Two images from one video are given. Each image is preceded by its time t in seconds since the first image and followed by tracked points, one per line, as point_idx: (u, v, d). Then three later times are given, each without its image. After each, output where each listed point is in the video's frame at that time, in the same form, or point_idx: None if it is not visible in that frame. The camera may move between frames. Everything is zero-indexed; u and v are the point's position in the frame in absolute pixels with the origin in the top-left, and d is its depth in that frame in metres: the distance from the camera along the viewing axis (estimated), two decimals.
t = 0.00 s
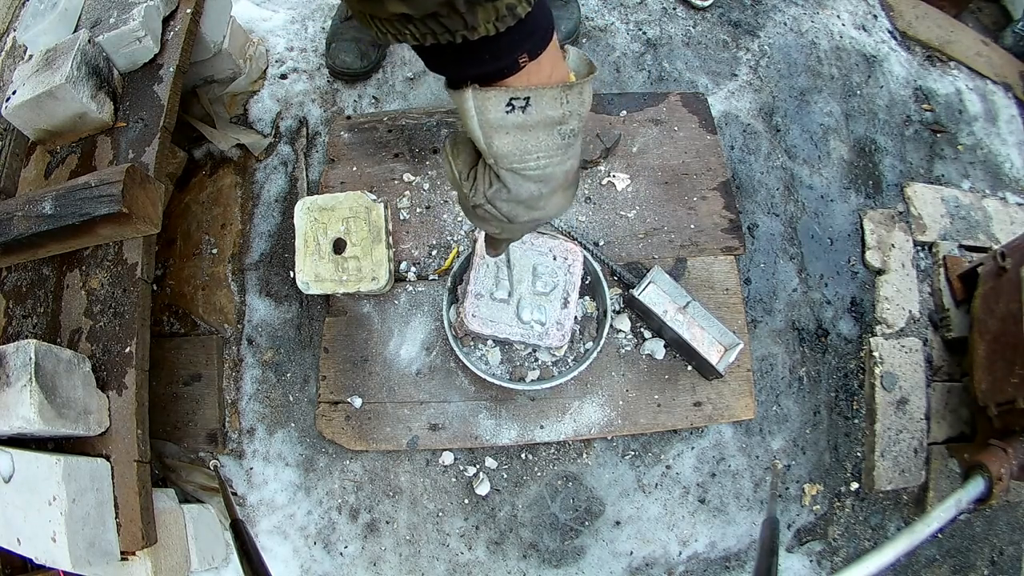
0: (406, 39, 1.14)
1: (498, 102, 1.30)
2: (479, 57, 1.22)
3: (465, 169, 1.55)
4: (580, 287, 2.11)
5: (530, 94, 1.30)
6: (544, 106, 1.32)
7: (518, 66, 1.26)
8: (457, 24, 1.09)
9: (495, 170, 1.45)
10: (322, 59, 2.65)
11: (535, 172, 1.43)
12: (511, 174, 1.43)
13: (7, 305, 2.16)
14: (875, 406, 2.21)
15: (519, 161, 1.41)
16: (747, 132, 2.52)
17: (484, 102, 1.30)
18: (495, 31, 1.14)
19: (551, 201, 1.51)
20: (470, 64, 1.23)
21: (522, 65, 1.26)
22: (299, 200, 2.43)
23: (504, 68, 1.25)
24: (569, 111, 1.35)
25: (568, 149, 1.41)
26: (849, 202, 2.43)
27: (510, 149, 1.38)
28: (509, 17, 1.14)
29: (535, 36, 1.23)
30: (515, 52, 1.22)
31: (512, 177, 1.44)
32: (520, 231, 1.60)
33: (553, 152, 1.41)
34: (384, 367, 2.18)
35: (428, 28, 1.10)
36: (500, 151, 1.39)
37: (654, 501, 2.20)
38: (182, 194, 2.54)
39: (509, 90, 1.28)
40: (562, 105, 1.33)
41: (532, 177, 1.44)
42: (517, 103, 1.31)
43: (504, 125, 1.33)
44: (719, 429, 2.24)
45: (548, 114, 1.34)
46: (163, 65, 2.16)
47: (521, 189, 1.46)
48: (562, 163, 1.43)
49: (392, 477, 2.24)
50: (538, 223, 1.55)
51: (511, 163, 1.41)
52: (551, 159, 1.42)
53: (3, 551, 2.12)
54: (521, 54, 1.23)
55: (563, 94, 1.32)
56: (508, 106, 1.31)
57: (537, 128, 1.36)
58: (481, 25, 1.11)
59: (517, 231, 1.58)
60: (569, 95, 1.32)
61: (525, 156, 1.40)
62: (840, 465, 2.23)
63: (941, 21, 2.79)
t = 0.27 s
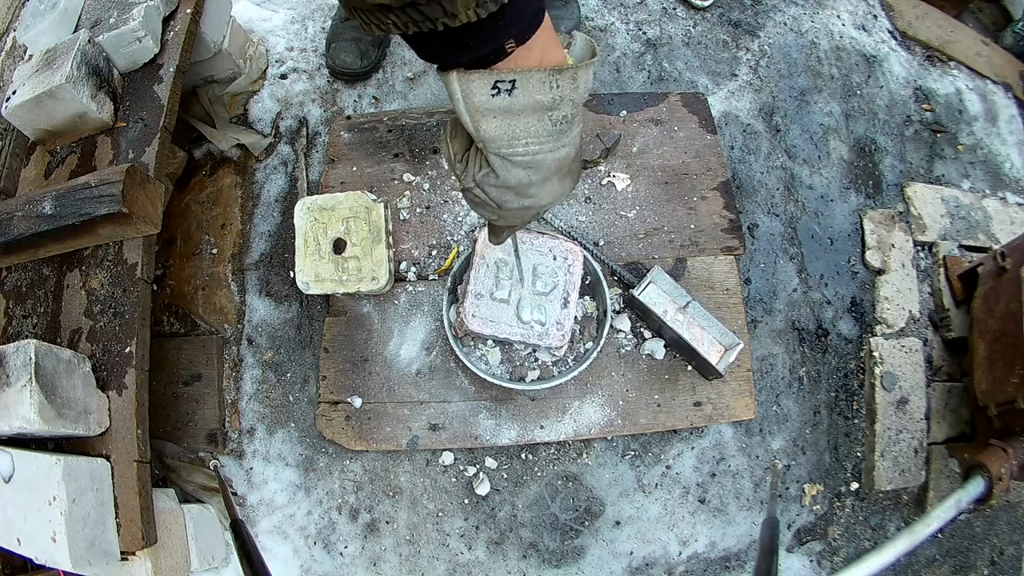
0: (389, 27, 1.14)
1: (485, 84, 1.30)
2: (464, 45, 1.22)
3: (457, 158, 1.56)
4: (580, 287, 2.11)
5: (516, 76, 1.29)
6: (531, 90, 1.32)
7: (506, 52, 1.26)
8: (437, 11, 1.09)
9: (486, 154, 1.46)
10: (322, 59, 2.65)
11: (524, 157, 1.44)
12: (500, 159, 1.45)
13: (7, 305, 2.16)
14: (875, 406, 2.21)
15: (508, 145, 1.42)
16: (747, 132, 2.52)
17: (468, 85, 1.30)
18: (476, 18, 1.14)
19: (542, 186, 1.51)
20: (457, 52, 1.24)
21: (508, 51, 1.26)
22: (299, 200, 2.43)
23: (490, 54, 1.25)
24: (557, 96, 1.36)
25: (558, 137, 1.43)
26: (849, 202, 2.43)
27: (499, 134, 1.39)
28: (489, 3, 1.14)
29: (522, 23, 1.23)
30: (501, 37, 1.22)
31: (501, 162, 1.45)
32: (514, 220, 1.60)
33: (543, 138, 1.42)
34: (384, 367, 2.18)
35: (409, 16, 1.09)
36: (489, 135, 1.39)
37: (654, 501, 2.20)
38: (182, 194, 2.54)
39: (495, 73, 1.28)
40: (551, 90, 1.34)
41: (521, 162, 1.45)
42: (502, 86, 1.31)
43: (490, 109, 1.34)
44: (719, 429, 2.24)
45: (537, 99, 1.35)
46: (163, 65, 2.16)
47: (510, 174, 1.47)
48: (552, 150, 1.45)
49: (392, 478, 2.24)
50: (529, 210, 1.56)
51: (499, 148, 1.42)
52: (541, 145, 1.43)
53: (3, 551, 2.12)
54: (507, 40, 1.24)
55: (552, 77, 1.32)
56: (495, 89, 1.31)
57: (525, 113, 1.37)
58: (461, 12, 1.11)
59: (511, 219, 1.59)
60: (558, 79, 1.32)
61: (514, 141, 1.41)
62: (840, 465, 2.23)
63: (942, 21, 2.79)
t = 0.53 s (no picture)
0: (387, 30, 1.14)
1: (481, 83, 1.30)
2: (461, 48, 1.23)
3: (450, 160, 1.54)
4: (580, 287, 2.11)
5: (511, 75, 1.30)
6: (526, 87, 1.33)
7: (501, 53, 1.28)
8: (435, 16, 1.10)
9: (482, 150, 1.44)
10: (322, 59, 2.65)
11: (520, 153, 1.42)
12: (496, 155, 1.43)
13: (7, 305, 2.16)
14: (875, 406, 2.21)
15: (504, 141, 1.40)
16: (747, 132, 2.52)
17: (465, 85, 1.30)
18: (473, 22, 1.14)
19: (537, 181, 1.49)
20: (453, 55, 1.25)
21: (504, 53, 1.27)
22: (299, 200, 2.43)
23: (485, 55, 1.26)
24: (552, 93, 1.36)
25: (553, 133, 1.42)
26: (849, 202, 2.43)
27: (495, 130, 1.38)
28: (487, 8, 1.13)
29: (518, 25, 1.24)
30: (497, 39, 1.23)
31: (497, 158, 1.43)
32: (509, 218, 1.58)
33: (538, 134, 1.41)
34: (384, 367, 2.18)
35: (408, 21, 1.10)
36: (484, 132, 1.38)
37: (654, 501, 2.20)
38: (182, 194, 2.54)
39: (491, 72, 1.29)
40: (545, 87, 1.34)
41: (517, 159, 1.43)
42: (498, 84, 1.31)
43: (486, 107, 1.34)
44: (719, 429, 2.24)
45: (531, 96, 1.35)
46: (163, 65, 2.16)
47: (506, 169, 1.44)
48: (548, 145, 1.44)
49: (392, 477, 2.24)
50: (524, 206, 1.54)
51: (495, 144, 1.40)
52: (537, 141, 1.42)
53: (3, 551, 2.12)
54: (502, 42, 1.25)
55: (546, 74, 1.32)
56: (490, 87, 1.31)
57: (520, 110, 1.36)
58: (459, 17, 1.11)
59: (507, 215, 1.56)
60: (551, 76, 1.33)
61: (510, 137, 1.40)
62: (840, 465, 2.23)
63: (942, 21, 2.79)
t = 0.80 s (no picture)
0: (387, 31, 1.16)
1: (485, 89, 1.28)
2: (463, 52, 1.22)
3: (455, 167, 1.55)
4: (580, 287, 2.11)
5: (517, 83, 1.27)
6: (533, 98, 1.29)
7: (506, 59, 1.26)
8: (431, 17, 1.10)
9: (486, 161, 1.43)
10: (322, 59, 2.65)
11: (522, 167, 1.41)
12: (498, 167, 1.42)
13: (7, 305, 2.16)
14: (875, 406, 2.21)
15: (507, 154, 1.38)
16: (747, 132, 2.52)
17: (469, 89, 1.28)
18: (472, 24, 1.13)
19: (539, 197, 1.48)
20: (456, 60, 1.24)
21: (509, 59, 1.26)
22: (299, 200, 2.43)
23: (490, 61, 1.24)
24: (560, 107, 1.32)
25: (560, 149, 1.39)
26: (849, 202, 2.43)
27: (498, 141, 1.36)
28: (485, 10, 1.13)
29: (521, 29, 1.22)
30: (499, 44, 1.22)
31: (498, 170, 1.42)
32: (509, 232, 1.57)
33: (543, 149, 1.39)
34: (384, 367, 2.18)
35: (405, 23, 1.10)
36: (487, 142, 1.36)
37: (654, 501, 2.20)
38: (182, 194, 2.54)
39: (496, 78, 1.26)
40: (554, 100, 1.30)
41: (519, 172, 1.41)
42: (504, 91, 1.29)
43: (491, 115, 1.31)
44: (719, 429, 2.24)
45: (539, 108, 1.31)
46: (163, 65, 2.16)
47: (506, 182, 1.44)
48: (552, 161, 1.41)
49: (392, 477, 2.24)
50: (525, 221, 1.52)
51: (497, 156, 1.38)
52: (541, 156, 1.39)
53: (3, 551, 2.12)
54: (505, 47, 1.23)
55: (553, 86, 1.28)
56: (496, 95, 1.29)
57: (526, 122, 1.33)
58: (455, 19, 1.11)
59: (507, 229, 1.56)
60: (560, 88, 1.28)
61: (513, 150, 1.38)
62: (840, 465, 2.23)
63: (942, 21, 2.79)
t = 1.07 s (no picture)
0: (384, 31, 1.16)
1: (475, 87, 1.31)
2: (458, 52, 1.22)
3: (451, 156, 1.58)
4: (580, 287, 2.11)
5: (507, 81, 1.29)
6: (521, 95, 1.32)
7: (499, 58, 1.26)
8: (427, 19, 1.10)
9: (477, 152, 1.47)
10: (322, 59, 2.65)
11: (510, 159, 1.43)
12: (487, 159, 1.45)
13: (7, 305, 2.16)
14: (875, 406, 2.21)
15: (494, 147, 1.41)
16: (747, 132, 2.52)
17: (461, 86, 1.31)
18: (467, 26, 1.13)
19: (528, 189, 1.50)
20: (450, 59, 1.24)
21: (502, 59, 1.26)
22: (299, 200, 2.43)
23: (484, 61, 1.25)
24: (549, 105, 1.34)
25: (549, 144, 1.41)
26: (849, 202, 2.43)
27: (486, 134, 1.39)
28: (480, 11, 1.13)
29: (516, 29, 1.22)
30: (493, 44, 1.22)
31: (487, 161, 1.45)
32: (499, 227, 1.58)
33: (531, 144, 1.41)
34: (384, 367, 2.18)
35: (400, 23, 1.11)
36: (476, 134, 1.39)
37: (654, 501, 2.20)
38: (182, 194, 2.54)
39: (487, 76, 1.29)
40: (543, 97, 1.32)
41: (507, 164, 1.44)
42: (494, 89, 1.31)
43: (480, 111, 1.34)
44: (719, 429, 2.24)
45: (528, 105, 1.33)
46: (163, 65, 2.16)
47: (494, 173, 1.46)
48: (540, 156, 1.43)
49: (392, 477, 2.24)
50: (514, 216, 1.53)
51: (486, 148, 1.41)
52: (529, 150, 1.42)
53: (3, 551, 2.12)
54: (498, 48, 1.23)
55: (543, 84, 1.30)
56: (485, 92, 1.31)
57: (516, 118, 1.36)
58: (450, 20, 1.11)
59: (499, 223, 1.56)
60: (549, 86, 1.30)
61: (501, 144, 1.41)
62: (841, 465, 2.23)
63: (942, 21, 2.79)
